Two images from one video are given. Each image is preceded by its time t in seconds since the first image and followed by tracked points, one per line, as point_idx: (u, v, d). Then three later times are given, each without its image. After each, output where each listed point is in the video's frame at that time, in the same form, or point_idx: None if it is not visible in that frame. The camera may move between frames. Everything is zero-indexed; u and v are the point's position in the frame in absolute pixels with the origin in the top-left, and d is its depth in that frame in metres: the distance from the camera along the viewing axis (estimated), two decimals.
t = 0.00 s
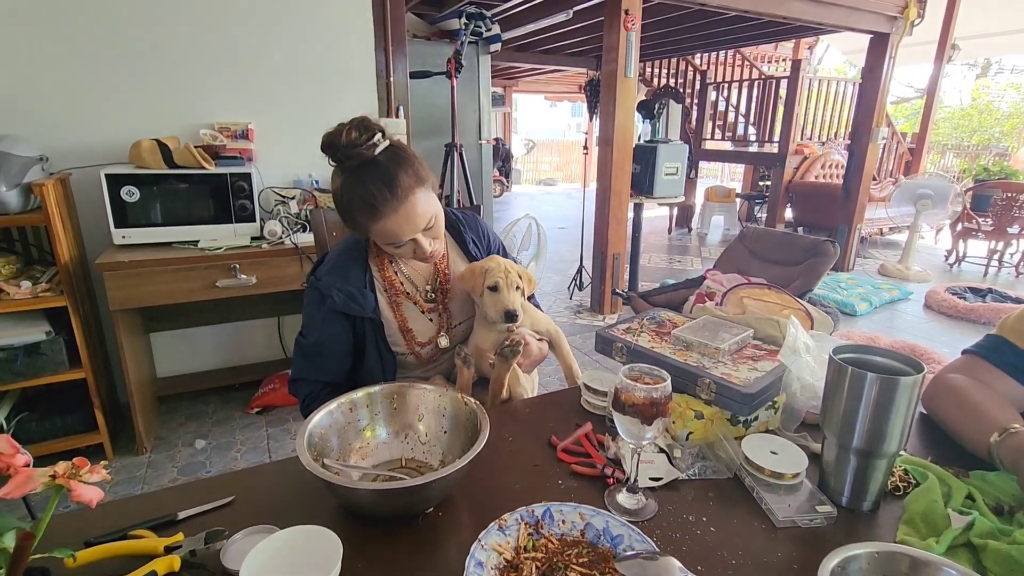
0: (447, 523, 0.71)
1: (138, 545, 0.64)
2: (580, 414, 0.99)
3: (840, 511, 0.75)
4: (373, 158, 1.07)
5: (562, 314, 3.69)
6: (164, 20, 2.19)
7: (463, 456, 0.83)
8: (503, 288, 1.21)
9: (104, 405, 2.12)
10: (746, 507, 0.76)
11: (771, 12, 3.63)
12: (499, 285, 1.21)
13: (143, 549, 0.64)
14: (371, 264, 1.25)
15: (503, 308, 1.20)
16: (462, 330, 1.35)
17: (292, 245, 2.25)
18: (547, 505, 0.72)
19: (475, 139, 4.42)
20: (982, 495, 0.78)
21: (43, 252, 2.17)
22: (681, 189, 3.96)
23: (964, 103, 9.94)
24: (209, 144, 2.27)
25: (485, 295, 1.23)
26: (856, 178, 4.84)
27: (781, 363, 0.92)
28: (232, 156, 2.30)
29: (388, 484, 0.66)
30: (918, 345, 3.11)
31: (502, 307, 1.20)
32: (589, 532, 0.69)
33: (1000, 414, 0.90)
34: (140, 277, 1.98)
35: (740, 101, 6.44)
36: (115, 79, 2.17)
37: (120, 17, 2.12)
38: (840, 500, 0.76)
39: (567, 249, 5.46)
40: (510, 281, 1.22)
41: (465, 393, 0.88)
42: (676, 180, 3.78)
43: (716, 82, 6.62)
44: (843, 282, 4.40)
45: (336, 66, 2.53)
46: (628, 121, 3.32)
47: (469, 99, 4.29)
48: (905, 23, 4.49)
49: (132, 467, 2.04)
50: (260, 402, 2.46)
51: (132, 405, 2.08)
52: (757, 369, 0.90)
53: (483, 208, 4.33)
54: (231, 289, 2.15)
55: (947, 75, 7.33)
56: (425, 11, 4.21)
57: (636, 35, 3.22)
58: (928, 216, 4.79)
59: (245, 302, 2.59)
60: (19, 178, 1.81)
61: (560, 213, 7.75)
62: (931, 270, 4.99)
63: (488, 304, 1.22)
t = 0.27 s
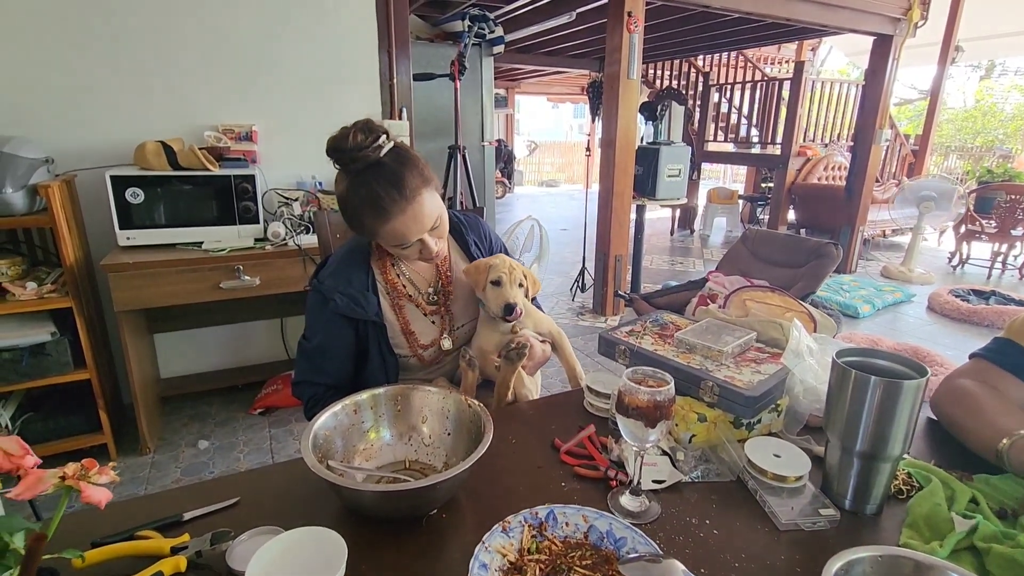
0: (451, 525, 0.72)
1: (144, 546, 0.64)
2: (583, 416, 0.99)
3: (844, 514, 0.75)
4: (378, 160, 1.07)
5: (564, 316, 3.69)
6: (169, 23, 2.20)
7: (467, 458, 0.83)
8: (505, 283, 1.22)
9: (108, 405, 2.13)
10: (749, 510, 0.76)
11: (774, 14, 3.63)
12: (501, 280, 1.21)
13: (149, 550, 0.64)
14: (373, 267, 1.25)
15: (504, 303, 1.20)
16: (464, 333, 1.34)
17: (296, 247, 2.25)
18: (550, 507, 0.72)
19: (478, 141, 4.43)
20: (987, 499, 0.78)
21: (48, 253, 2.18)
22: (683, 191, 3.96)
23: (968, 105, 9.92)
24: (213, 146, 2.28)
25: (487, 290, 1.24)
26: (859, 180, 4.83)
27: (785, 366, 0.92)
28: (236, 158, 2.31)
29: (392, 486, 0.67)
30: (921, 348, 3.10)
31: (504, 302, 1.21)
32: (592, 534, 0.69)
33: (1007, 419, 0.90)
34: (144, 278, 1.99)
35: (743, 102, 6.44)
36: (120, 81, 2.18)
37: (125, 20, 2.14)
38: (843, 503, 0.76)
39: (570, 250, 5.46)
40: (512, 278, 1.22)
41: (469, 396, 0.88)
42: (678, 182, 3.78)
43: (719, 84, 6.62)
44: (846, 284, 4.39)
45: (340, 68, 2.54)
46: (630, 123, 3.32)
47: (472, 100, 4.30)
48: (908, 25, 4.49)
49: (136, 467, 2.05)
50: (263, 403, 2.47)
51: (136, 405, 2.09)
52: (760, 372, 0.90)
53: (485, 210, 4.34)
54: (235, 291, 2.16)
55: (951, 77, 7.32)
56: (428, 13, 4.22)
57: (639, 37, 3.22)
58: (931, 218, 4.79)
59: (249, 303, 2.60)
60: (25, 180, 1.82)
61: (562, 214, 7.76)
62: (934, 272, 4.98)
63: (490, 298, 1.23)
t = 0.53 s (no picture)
0: (453, 525, 0.72)
1: (149, 544, 0.65)
2: (585, 417, 1.00)
3: (845, 516, 0.75)
4: (388, 159, 1.07)
5: (566, 317, 3.70)
6: (174, 24, 2.22)
7: (469, 459, 0.84)
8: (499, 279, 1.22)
9: (112, 405, 2.14)
10: (750, 511, 0.76)
11: (777, 15, 3.63)
12: (495, 276, 1.22)
13: (154, 549, 0.65)
14: (376, 268, 1.26)
15: (495, 296, 1.20)
16: (467, 334, 1.33)
17: (299, 248, 2.26)
18: (552, 507, 0.73)
19: (481, 142, 4.44)
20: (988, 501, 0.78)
21: (54, 253, 2.20)
22: (686, 192, 3.96)
23: (971, 107, 9.90)
24: (217, 147, 2.29)
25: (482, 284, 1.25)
26: (862, 182, 4.82)
27: (787, 367, 0.93)
28: (240, 159, 2.32)
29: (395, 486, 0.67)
30: (924, 350, 3.10)
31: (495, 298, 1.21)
32: (594, 535, 0.70)
33: (1004, 420, 0.90)
34: (149, 279, 2.00)
35: (746, 104, 6.44)
36: (125, 82, 2.19)
37: (130, 22, 2.15)
38: (844, 505, 0.77)
39: (572, 251, 5.47)
40: (507, 274, 1.22)
41: (471, 396, 0.88)
42: (681, 183, 3.79)
43: (721, 85, 6.62)
44: (849, 286, 4.38)
45: (343, 70, 2.55)
46: (633, 124, 3.32)
47: (474, 102, 4.31)
48: (911, 26, 4.48)
49: (140, 467, 2.06)
50: (266, 403, 2.47)
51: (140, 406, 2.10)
52: (762, 374, 0.90)
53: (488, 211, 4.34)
54: (239, 291, 2.16)
55: (954, 78, 7.31)
56: (432, 15, 4.23)
57: (642, 38, 3.22)
58: (935, 220, 4.78)
59: (252, 304, 2.61)
60: (31, 181, 1.83)
61: (565, 215, 7.76)
62: (938, 274, 4.96)
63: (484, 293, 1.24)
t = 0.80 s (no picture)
0: (457, 526, 0.72)
1: (154, 543, 0.65)
2: (588, 418, 1.00)
3: (848, 518, 0.76)
4: (392, 157, 1.08)
5: (568, 319, 3.70)
6: (180, 27, 2.23)
7: (472, 460, 0.84)
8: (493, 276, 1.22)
9: (116, 406, 2.15)
10: (753, 513, 0.76)
11: (780, 17, 3.63)
12: (489, 272, 1.22)
13: (159, 547, 0.65)
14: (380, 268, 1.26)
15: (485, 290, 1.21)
16: (470, 335, 1.34)
17: (302, 249, 2.27)
18: (555, 508, 0.73)
19: (484, 144, 4.45)
20: (990, 503, 0.78)
21: (59, 254, 2.21)
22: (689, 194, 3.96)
23: (975, 109, 9.89)
24: (222, 149, 2.30)
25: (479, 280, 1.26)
26: (865, 184, 4.81)
27: (789, 369, 0.93)
28: (244, 161, 2.33)
29: (399, 486, 0.67)
30: (927, 352, 3.09)
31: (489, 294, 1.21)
32: (597, 535, 0.70)
33: (1006, 422, 0.90)
34: (153, 280, 2.01)
35: (749, 105, 6.44)
36: (131, 84, 2.21)
37: (135, 24, 2.16)
38: (847, 508, 0.77)
39: (575, 253, 5.47)
40: (501, 271, 1.23)
41: (475, 397, 0.89)
42: (684, 185, 3.79)
43: (724, 87, 6.62)
44: (853, 288, 4.37)
45: (347, 72, 2.56)
46: (636, 126, 3.33)
47: (477, 104, 4.32)
48: (914, 28, 4.48)
49: (144, 468, 2.07)
50: (269, 404, 2.48)
51: (144, 406, 2.11)
52: (765, 376, 0.91)
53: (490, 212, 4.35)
54: (242, 292, 2.17)
55: (958, 80, 7.29)
56: (435, 17, 4.25)
57: (645, 41, 3.23)
58: (938, 222, 4.77)
59: (255, 305, 2.62)
60: (37, 183, 1.84)
61: (568, 217, 7.76)
62: (941, 276, 4.95)
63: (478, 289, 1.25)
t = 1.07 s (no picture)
0: (459, 528, 0.72)
1: (157, 545, 0.65)
2: (590, 420, 1.00)
3: (851, 522, 0.75)
4: (393, 152, 1.08)
5: (570, 321, 3.70)
6: (183, 29, 2.24)
7: (474, 462, 0.84)
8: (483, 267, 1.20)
9: (119, 407, 2.15)
10: (755, 516, 0.76)
11: (782, 20, 3.63)
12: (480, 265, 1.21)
13: (162, 548, 0.65)
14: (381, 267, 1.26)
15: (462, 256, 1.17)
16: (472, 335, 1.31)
17: (305, 250, 2.27)
18: (557, 511, 0.73)
19: (486, 146, 4.46)
20: (994, 507, 0.78)
21: (63, 255, 2.22)
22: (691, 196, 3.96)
23: (979, 111, 9.87)
24: (225, 151, 2.31)
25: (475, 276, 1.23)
26: (868, 186, 4.80)
27: (792, 372, 0.93)
28: (247, 162, 2.34)
29: (401, 488, 0.67)
30: (930, 355, 3.08)
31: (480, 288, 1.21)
32: (599, 538, 0.70)
33: (1009, 425, 0.90)
34: (156, 281, 2.02)
35: (752, 107, 6.44)
36: (134, 86, 2.22)
37: (140, 27, 2.17)
38: (851, 511, 0.76)
39: (577, 255, 5.47)
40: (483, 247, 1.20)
41: (477, 399, 0.89)
42: (686, 187, 3.79)
43: (726, 89, 6.62)
44: (855, 291, 4.36)
45: (350, 74, 2.56)
46: (638, 128, 3.33)
47: (479, 106, 4.32)
48: (917, 30, 4.47)
49: (147, 468, 2.07)
50: (271, 405, 2.48)
51: (147, 407, 2.11)
52: (768, 378, 0.90)
53: (492, 214, 4.35)
54: (245, 294, 2.18)
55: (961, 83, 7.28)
56: (437, 19, 4.26)
57: (647, 43, 3.23)
58: (941, 224, 4.76)
59: (258, 306, 2.62)
60: (41, 184, 1.85)
61: (570, 219, 7.76)
62: (944, 279, 4.94)
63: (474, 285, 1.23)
